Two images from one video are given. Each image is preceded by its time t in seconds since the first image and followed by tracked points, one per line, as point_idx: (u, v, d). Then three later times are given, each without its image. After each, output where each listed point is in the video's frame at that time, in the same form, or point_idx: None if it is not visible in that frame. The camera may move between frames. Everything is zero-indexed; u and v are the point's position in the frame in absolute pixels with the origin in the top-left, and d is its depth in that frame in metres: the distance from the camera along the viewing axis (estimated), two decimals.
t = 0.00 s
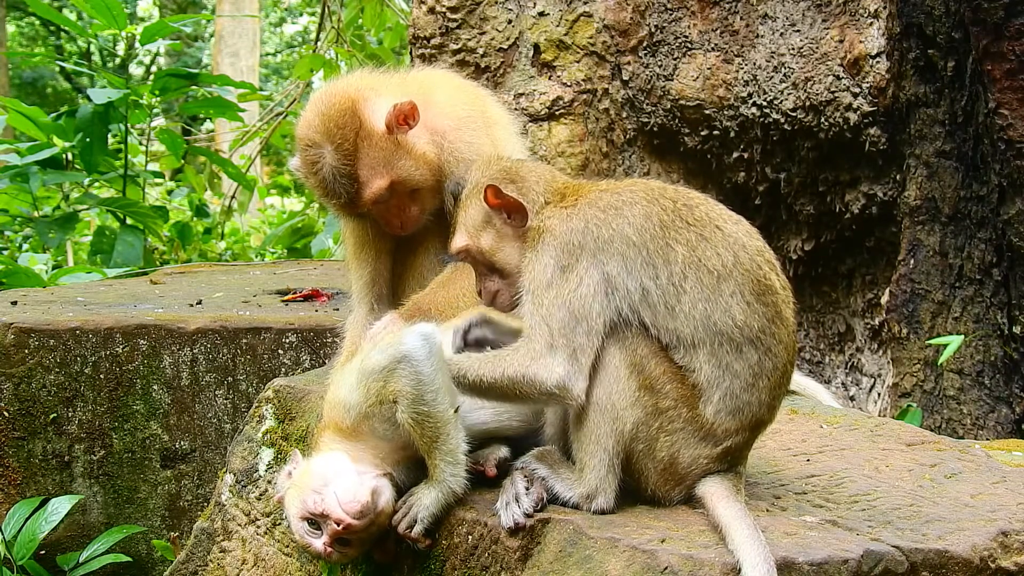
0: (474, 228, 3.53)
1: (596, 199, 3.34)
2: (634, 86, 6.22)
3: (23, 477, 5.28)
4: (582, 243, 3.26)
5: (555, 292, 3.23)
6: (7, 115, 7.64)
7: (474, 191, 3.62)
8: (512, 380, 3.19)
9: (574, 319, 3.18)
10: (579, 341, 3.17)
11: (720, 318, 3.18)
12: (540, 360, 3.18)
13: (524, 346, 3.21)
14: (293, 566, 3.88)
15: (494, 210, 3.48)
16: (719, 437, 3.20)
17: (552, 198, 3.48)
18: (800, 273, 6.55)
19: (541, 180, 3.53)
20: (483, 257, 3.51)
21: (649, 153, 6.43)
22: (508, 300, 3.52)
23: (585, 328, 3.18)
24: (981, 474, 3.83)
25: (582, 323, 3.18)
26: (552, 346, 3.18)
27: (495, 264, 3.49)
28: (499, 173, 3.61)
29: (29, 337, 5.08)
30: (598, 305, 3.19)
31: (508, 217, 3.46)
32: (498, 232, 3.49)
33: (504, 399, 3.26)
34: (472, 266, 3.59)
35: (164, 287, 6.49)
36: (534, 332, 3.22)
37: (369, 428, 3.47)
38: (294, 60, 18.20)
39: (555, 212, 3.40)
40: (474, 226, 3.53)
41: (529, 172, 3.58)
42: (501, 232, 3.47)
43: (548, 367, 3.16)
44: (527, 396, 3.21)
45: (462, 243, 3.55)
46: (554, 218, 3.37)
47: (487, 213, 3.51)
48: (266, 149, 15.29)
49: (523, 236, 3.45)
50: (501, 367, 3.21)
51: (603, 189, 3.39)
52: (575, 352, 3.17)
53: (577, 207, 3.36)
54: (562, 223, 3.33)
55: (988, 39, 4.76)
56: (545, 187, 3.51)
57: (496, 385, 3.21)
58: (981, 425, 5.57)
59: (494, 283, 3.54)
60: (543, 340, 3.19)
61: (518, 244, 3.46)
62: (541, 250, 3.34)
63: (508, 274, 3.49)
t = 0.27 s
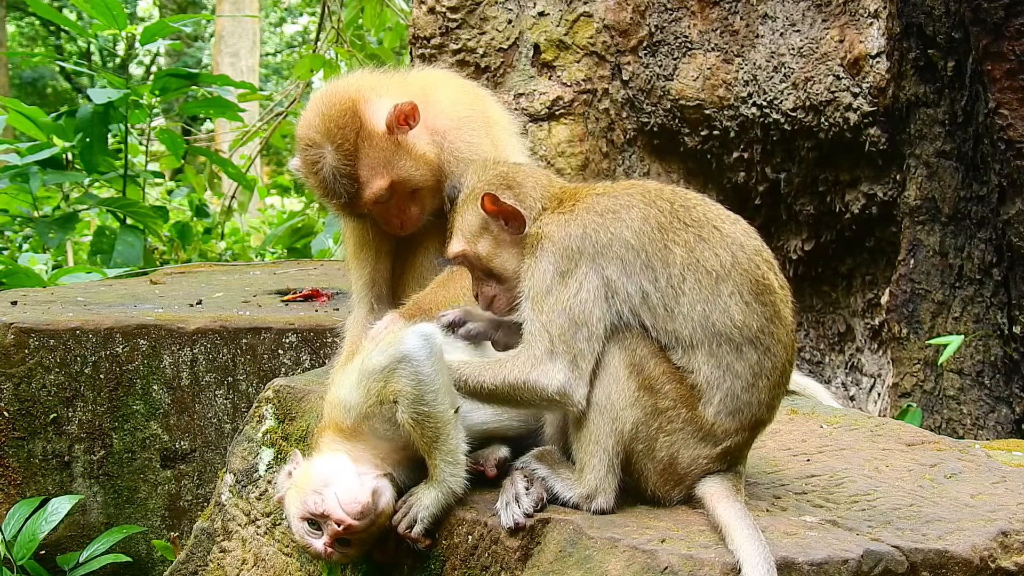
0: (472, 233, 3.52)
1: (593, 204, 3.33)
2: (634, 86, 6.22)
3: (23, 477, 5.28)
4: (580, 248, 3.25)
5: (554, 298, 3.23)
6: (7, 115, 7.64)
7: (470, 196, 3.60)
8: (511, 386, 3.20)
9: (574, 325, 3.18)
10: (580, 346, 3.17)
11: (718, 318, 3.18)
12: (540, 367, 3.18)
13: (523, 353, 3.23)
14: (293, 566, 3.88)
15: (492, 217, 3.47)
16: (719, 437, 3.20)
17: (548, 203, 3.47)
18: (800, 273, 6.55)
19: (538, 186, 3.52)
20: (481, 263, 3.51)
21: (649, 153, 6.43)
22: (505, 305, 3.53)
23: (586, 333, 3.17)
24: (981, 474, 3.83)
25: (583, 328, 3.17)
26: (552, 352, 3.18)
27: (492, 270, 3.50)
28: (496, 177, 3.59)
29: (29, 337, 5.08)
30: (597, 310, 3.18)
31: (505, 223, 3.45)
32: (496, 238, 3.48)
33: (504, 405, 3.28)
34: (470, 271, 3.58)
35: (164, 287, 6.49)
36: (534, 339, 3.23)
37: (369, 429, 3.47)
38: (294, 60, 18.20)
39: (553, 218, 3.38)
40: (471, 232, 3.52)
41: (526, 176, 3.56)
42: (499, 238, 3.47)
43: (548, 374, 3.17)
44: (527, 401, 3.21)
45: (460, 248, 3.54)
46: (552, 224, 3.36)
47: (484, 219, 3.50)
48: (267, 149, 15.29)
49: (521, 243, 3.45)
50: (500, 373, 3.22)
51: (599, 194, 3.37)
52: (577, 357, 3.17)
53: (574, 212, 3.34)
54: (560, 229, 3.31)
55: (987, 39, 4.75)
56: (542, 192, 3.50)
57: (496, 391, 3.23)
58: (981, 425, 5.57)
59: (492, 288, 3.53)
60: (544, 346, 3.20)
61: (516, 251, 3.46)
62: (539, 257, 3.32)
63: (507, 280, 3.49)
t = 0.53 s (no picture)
0: (472, 236, 3.52)
1: (594, 205, 3.32)
2: (634, 86, 6.22)
3: (22, 477, 5.28)
4: (581, 249, 3.25)
5: (556, 299, 3.22)
6: (7, 115, 7.64)
7: (470, 198, 3.59)
8: (512, 387, 3.21)
9: (575, 326, 3.18)
10: (581, 348, 3.17)
11: (718, 318, 3.18)
12: (541, 369, 3.19)
13: (524, 353, 3.24)
14: (293, 566, 3.88)
15: (492, 219, 3.46)
16: (719, 437, 3.20)
17: (549, 205, 3.46)
18: (800, 273, 6.55)
19: (538, 188, 3.51)
20: (481, 265, 3.51)
21: (649, 153, 6.43)
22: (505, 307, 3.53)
23: (588, 334, 3.17)
24: (981, 474, 3.83)
25: (585, 329, 3.17)
26: (554, 354, 3.19)
27: (493, 272, 3.50)
28: (497, 178, 3.58)
29: (29, 338, 5.08)
30: (599, 312, 3.18)
31: (505, 226, 3.44)
32: (497, 241, 3.48)
33: (505, 406, 3.29)
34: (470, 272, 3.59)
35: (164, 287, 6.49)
36: (535, 341, 3.23)
37: (370, 429, 3.47)
38: (294, 60, 18.20)
39: (553, 220, 3.37)
40: (472, 234, 3.52)
41: (527, 178, 3.55)
42: (500, 241, 3.47)
43: (550, 376, 3.17)
44: (529, 401, 3.22)
45: (460, 250, 3.55)
46: (552, 226, 3.35)
47: (484, 221, 3.50)
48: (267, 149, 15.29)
49: (521, 246, 3.44)
50: (501, 374, 3.23)
51: (600, 195, 3.37)
52: (579, 359, 3.17)
53: (575, 214, 3.33)
54: (561, 231, 3.31)
55: (988, 39, 4.75)
56: (542, 195, 3.50)
57: (497, 391, 3.24)
58: (981, 425, 5.57)
59: (492, 290, 3.53)
60: (545, 348, 3.20)
61: (517, 253, 3.45)
62: (540, 259, 3.31)
63: (507, 282, 3.49)
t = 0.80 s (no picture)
0: (473, 237, 3.53)
1: (595, 206, 3.33)
2: (634, 86, 6.22)
3: (22, 477, 5.28)
4: (583, 251, 3.25)
5: (557, 301, 3.22)
6: (7, 115, 7.64)
7: (471, 199, 3.60)
8: (514, 388, 3.22)
9: (577, 328, 3.18)
10: (584, 351, 3.18)
11: (719, 318, 3.18)
12: (544, 370, 3.20)
13: (526, 355, 3.24)
14: (293, 566, 3.88)
15: (493, 221, 3.47)
16: (719, 437, 3.20)
17: (550, 207, 3.45)
18: (800, 273, 6.55)
19: (538, 190, 3.51)
20: (482, 266, 3.52)
21: (649, 153, 6.43)
22: (505, 307, 3.56)
23: (590, 336, 3.18)
24: (981, 474, 3.83)
25: (587, 331, 3.17)
26: (556, 357, 3.19)
27: (493, 273, 3.52)
28: (498, 179, 3.58)
29: (29, 338, 5.07)
30: (601, 314, 3.19)
31: (506, 228, 3.45)
32: (498, 243, 3.49)
33: (507, 407, 3.30)
34: (470, 272, 3.60)
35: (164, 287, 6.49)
36: (537, 344, 3.24)
37: (370, 430, 3.46)
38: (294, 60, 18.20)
39: (554, 222, 3.38)
40: (473, 235, 3.53)
41: (527, 179, 3.55)
42: (500, 242, 3.48)
43: (552, 378, 3.18)
44: (531, 403, 3.23)
45: (461, 251, 3.56)
46: (553, 228, 3.35)
47: (485, 223, 3.51)
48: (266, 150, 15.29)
49: (522, 248, 3.45)
50: (503, 376, 3.24)
51: (601, 195, 3.38)
52: (581, 361, 3.18)
53: (577, 216, 3.33)
54: (562, 233, 3.31)
55: (988, 39, 4.75)
56: (543, 196, 3.48)
57: (499, 392, 3.25)
58: (981, 425, 5.57)
59: (491, 291, 3.56)
60: (547, 351, 3.21)
61: (518, 255, 3.47)
62: (541, 260, 3.32)
63: (507, 284, 3.51)
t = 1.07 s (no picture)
0: (473, 239, 3.52)
1: (595, 208, 3.32)
2: (634, 86, 6.22)
3: (22, 477, 5.28)
4: (584, 253, 3.24)
5: (559, 304, 3.22)
6: (7, 115, 7.64)
7: (470, 201, 3.58)
8: (516, 391, 3.22)
9: (578, 331, 3.18)
10: (585, 354, 3.18)
11: (718, 320, 3.18)
12: (545, 373, 3.20)
13: (528, 358, 3.24)
14: (293, 567, 3.87)
15: (493, 223, 3.47)
16: (719, 437, 3.20)
17: (549, 208, 3.45)
18: (800, 273, 6.55)
19: (538, 191, 3.50)
20: (483, 268, 3.52)
21: (649, 153, 6.43)
22: (508, 308, 3.55)
23: (591, 339, 3.18)
24: (981, 474, 3.83)
25: (588, 334, 3.18)
26: (557, 360, 3.20)
27: (494, 274, 3.51)
28: (497, 180, 3.57)
29: (29, 338, 5.07)
30: (602, 316, 3.19)
31: (506, 230, 3.45)
32: (498, 244, 3.48)
33: (508, 409, 3.31)
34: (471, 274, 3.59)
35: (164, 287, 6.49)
36: (538, 346, 3.24)
37: (369, 431, 3.46)
38: (294, 60, 18.20)
39: (555, 224, 3.37)
40: (473, 236, 3.52)
41: (527, 180, 3.54)
42: (501, 244, 3.47)
43: (553, 381, 3.19)
44: (532, 405, 3.24)
45: (461, 253, 3.55)
46: (554, 231, 3.34)
47: (484, 226, 3.50)
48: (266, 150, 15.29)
49: (523, 250, 3.46)
50: (505, 378, 3.24)
51: (600, 196, 3.37)
52: (584, 363, 3.19)
53: (577, 218, 3.33)
54: (562, 236, 3.30)
55: (988, 39, 4.75)
56: (542, 198, 3.48)
57: (501, 394, 3.25)
58: (981, 425, 5.57)
59: (494, 291, 3.54)
60: (548, 353, 3.21)
61: (519, 257, 3.47)
62: (541, 263, 3.31)
63: (510, 284, 3.51)
